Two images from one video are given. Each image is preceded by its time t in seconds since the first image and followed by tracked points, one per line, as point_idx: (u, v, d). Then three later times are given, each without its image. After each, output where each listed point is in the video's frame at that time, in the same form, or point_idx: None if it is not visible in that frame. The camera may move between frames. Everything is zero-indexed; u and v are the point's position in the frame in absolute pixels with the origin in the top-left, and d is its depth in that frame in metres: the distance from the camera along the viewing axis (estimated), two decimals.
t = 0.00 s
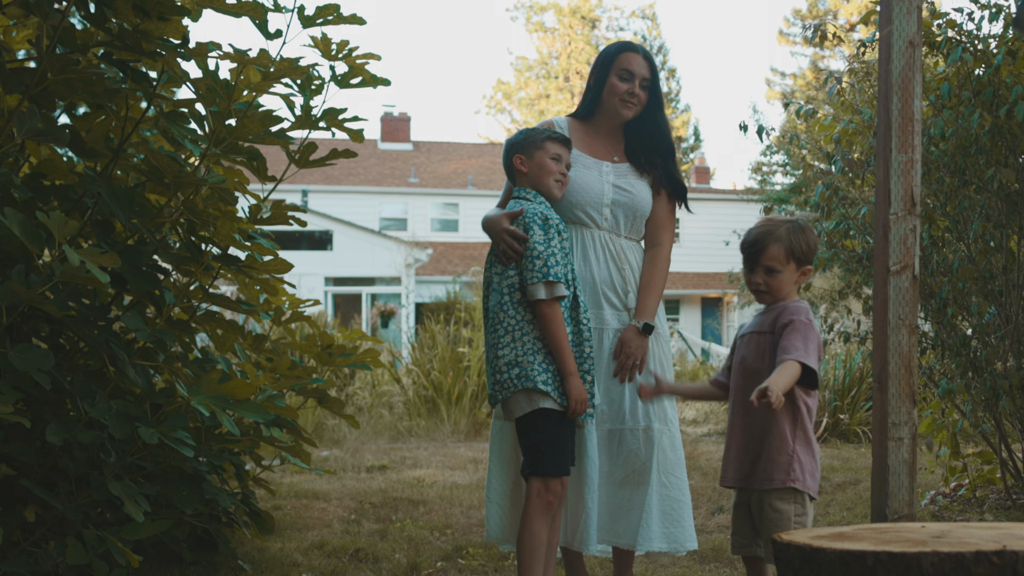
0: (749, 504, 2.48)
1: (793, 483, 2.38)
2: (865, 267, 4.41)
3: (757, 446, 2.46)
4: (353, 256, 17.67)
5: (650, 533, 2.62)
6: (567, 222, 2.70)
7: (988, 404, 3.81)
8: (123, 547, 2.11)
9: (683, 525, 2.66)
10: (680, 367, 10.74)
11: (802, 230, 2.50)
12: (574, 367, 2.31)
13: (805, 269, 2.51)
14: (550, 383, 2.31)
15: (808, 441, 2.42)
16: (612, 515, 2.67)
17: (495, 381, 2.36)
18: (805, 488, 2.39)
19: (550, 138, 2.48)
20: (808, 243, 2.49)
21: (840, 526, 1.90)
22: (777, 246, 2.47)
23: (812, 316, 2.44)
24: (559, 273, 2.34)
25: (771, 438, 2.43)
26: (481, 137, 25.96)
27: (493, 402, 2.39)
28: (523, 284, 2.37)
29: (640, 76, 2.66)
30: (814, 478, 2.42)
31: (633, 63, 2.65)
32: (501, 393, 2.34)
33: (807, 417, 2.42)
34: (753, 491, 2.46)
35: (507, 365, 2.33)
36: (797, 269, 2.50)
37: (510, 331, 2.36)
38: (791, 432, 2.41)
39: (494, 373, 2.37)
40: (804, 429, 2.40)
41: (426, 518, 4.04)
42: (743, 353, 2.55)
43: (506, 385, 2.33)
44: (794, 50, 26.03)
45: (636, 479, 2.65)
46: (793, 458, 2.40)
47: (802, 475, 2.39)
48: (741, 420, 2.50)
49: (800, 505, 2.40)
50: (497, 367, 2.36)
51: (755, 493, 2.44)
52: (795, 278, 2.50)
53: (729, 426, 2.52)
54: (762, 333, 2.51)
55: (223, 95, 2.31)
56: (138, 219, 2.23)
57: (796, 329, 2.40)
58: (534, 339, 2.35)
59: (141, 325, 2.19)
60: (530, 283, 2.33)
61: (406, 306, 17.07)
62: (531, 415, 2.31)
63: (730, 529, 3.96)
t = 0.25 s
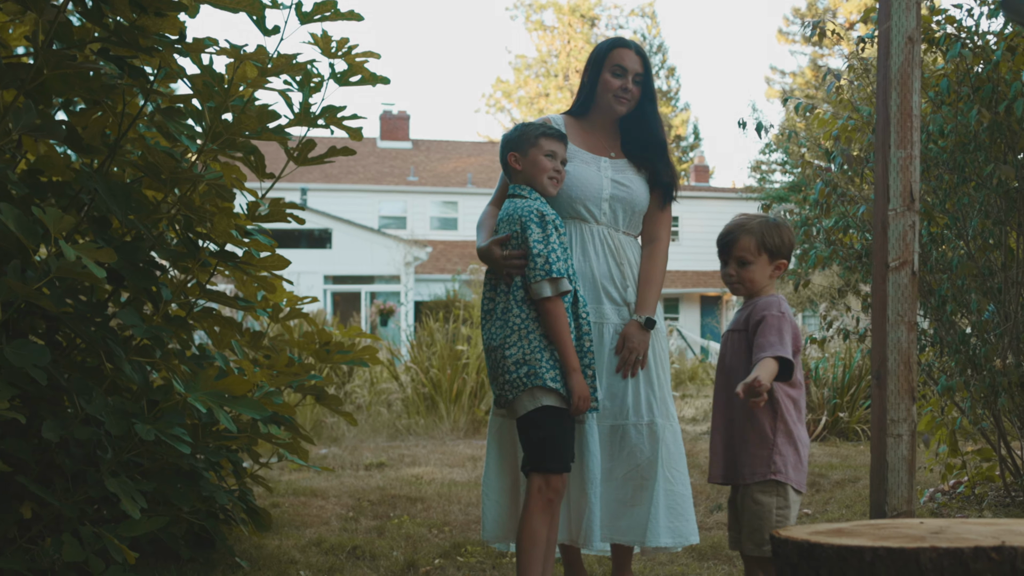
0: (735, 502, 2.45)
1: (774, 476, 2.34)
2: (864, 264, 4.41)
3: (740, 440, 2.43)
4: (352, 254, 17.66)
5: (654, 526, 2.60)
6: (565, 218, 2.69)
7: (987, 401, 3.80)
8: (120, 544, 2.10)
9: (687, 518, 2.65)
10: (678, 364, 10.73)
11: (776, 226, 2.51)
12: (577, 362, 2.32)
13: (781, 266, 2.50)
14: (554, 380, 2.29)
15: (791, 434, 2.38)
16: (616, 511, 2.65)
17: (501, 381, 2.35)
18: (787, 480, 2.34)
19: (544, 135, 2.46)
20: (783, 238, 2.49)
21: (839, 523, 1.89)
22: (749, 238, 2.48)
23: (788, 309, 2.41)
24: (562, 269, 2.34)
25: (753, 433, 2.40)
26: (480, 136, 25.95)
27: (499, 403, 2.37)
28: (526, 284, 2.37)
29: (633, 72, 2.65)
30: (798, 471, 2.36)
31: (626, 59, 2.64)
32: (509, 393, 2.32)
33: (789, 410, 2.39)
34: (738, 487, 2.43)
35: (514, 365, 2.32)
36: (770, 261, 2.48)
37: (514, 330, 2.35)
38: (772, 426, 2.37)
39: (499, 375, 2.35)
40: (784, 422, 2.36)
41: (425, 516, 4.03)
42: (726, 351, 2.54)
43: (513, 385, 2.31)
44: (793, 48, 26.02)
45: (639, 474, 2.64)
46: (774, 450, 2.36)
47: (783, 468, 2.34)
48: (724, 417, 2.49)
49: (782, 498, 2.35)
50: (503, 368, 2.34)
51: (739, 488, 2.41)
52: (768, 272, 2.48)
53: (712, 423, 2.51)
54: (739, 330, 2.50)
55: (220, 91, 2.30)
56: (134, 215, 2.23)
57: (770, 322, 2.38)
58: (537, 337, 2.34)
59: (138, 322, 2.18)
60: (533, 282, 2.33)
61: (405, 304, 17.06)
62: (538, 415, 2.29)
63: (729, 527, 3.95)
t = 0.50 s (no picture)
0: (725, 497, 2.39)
1: (758, 469, 2.28)
2: (864, 261, 4.40)
3: (727, 436, 2.38)
4: (352, 252, 17.65)
5: (655, 521, 2.60)
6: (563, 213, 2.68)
7: (986, 398, 3.80)
8: (117, 540, 2.10)
9: (686, 513, 2.66)
10: (678, 361, 10.73)
11: (748, 216, 2.44)
12: (577, 359, 2.30)
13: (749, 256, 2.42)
14: (553, 377, 2.29)
15: (777, 428, 2.31)
16: (616, 505, 2.65)
17: (501, 379, 2.35)
18: (772, 473, 2.28)
19: (543, 130, 2.45)
20: (751, 227, 2.42)
21: (838, 519, 1.88)
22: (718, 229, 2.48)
23: (765, 302, 2.36)
24: (560, 266, 2.31)
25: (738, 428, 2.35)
26: (480, 134, 25.93)
27: (499, 401, 2.37)
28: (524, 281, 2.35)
29: (630, 70, 2.65)
30: (786, 465, 2.30)
31: (623, 57, 2.64)
32: (508, 390, 2.32)
33: (774, 404, 2.32)
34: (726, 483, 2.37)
35: (514, 362, 2.32)
36: (736, 251, 2.44)
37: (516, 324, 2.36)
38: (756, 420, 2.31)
39: (499, 369, 2.36)
40: (769, 415, 2.30)
41: (423, 512, 4.03)
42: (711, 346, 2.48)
43: (512, 381, 2.32)
44: (793, 46, 26.00)
45: (640, 469, 2.63)
46: (760, 444, 2.30)
47: (769, 461, 2.28)
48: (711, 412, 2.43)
49: (765, 489, 2.29)
50: (503, 363, 2.34)
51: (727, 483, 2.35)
52: (732, 261, 2.44)
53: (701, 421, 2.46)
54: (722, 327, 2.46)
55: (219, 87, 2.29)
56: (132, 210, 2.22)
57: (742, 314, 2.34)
58: (538, 334, 2.34)
59: (135, 317, 2.18)
60: (532, 280, 2.31)
61: (405, 302, 17.06)
62: (536, 410, 2.29)
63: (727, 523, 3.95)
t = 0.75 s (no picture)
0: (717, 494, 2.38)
1: (744, 468, 2.27)
2: (863, 256, 4.40)
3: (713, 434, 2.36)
4: (351, 248, 17.64)
5: (654, 516, 2.60)
6: (562, 208, 2.67)
7: (985, 393, 3.79)
8: (114, 534, 2.10)
9: (684, 507, 2.67)
10: (677, 357, 10.73)
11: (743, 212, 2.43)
12: (563, 357, 2.27)
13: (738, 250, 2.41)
14: (544, 372, 2.29)
15: (762, 426, 2.29)
16: (614, 500, 2.65)
17: (496, 369, 2.36)
18: (759, 471, 2.27)
19: (541, 124, 2.44)
20: (741, 222, 2.41)
21: (836, 513, 1.88)
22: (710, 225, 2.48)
23: (750, 298, 2.33)
24: (550, 264, 2.30)
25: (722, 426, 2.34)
26: (479, 130, 25.91)
27: (495, 391, 2.38)
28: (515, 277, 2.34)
29: (629, 66, 2.64)
30: (772, 461, 2.29)
31: (623, 54, 2.63)
32: (500, 381, 2.33)
33: (760, 401, 2.30)
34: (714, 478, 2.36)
35: (507, 354, 2.33)
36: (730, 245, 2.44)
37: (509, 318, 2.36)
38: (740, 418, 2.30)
39: (495, 362, 2.37)
40: (755, 413, 2.28)
41: (422, 508, 4.03)
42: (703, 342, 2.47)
43: (506, 374, 2.32)
44: (792, 42, 25.96)
45: (640, 464, 2.63)
46: (745, 441, 2.28)
47: (754, 458, 2.27)
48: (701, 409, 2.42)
49: (754, 487, 2.28)
50: (500, 354, 2.36)
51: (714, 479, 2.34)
52: (724, 254, 2.46)
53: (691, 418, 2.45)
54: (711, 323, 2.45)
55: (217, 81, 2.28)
56: (129, 204, 2.21)
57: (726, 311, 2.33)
58: (529, 329, 2.33)
59: (132, 311, 2.17)
60: (521, 276, 2.30)
61: (404, 298, 17.05)
62: (529, 405, 2.29)
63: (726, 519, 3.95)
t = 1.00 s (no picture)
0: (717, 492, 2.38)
1: (742, 465, 2.27)
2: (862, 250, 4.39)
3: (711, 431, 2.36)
4: (350, 243, 17.62)
5: (652, 509, 2.61)
6: (562, 202, 2.67)
7: (984, 387, 3.79)
8: (113, 528, 2.10)
9: (681, 501, 2.68)
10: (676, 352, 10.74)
11: (739, 205, 2.43)
12: (553, 355, 2.27)
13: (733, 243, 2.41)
14: (537, 368, 2.29)
15: (760, 422, 2.29)
16: (613, 494, 2.64)
17: (491, 364, 2.37)
18: (756, 468, 2.27)
19: (538, 119, 2.44)
20: (737, 215, 2.41)
21: (835, 507, 1.88)
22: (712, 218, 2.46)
23: (748, 294, 2.32)
24: (539, 262, 2.29)
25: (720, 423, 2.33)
26: (479, 125, 25.87)
27: (491, 385, 2.39)
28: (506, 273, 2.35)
29: (634, 66, 2.62)
30: (770, 459, 2.28)
31: (628, 53, 2.60)
32: (496, 376, 2.34)
33: (757, 397, 2.30)
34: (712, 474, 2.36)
35: (502, 349, 2.33)
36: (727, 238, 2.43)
37: (504, 312, 2.36)
38: (738, 415, 2.30)
39: (491, 355, 2.39)
40: (753, 409, 2.28)
41: (421, 502, 4.03)
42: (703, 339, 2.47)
43: (503, 368, 2.32)
44: (792, 37, 25.93)
45: (639, 458, 2.63)
46: (743, 439, 2.28)
47: (751, 456, 2.27)
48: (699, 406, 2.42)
49: (753, 485, 2.27)
50: (496, 347, 2.36)
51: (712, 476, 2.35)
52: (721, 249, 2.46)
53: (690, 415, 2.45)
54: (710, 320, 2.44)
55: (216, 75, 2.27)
56: (127, 198, 2.20)
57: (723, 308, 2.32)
58: (522, 325, 2.34)
59: (131, 305, 2.17)
60: (511, 272, 2.31)
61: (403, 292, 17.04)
62: (523, 399, 2.30)
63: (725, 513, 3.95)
